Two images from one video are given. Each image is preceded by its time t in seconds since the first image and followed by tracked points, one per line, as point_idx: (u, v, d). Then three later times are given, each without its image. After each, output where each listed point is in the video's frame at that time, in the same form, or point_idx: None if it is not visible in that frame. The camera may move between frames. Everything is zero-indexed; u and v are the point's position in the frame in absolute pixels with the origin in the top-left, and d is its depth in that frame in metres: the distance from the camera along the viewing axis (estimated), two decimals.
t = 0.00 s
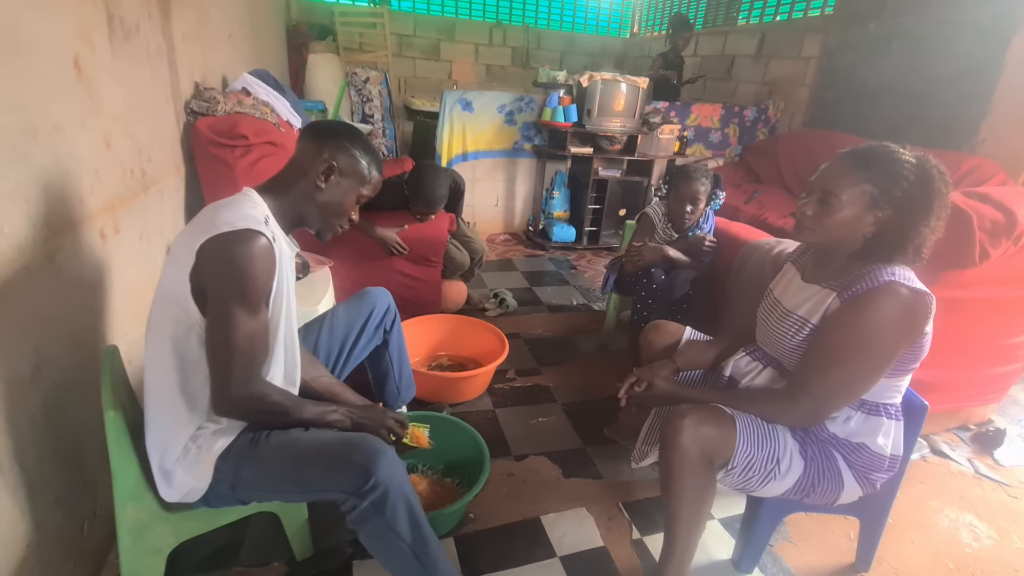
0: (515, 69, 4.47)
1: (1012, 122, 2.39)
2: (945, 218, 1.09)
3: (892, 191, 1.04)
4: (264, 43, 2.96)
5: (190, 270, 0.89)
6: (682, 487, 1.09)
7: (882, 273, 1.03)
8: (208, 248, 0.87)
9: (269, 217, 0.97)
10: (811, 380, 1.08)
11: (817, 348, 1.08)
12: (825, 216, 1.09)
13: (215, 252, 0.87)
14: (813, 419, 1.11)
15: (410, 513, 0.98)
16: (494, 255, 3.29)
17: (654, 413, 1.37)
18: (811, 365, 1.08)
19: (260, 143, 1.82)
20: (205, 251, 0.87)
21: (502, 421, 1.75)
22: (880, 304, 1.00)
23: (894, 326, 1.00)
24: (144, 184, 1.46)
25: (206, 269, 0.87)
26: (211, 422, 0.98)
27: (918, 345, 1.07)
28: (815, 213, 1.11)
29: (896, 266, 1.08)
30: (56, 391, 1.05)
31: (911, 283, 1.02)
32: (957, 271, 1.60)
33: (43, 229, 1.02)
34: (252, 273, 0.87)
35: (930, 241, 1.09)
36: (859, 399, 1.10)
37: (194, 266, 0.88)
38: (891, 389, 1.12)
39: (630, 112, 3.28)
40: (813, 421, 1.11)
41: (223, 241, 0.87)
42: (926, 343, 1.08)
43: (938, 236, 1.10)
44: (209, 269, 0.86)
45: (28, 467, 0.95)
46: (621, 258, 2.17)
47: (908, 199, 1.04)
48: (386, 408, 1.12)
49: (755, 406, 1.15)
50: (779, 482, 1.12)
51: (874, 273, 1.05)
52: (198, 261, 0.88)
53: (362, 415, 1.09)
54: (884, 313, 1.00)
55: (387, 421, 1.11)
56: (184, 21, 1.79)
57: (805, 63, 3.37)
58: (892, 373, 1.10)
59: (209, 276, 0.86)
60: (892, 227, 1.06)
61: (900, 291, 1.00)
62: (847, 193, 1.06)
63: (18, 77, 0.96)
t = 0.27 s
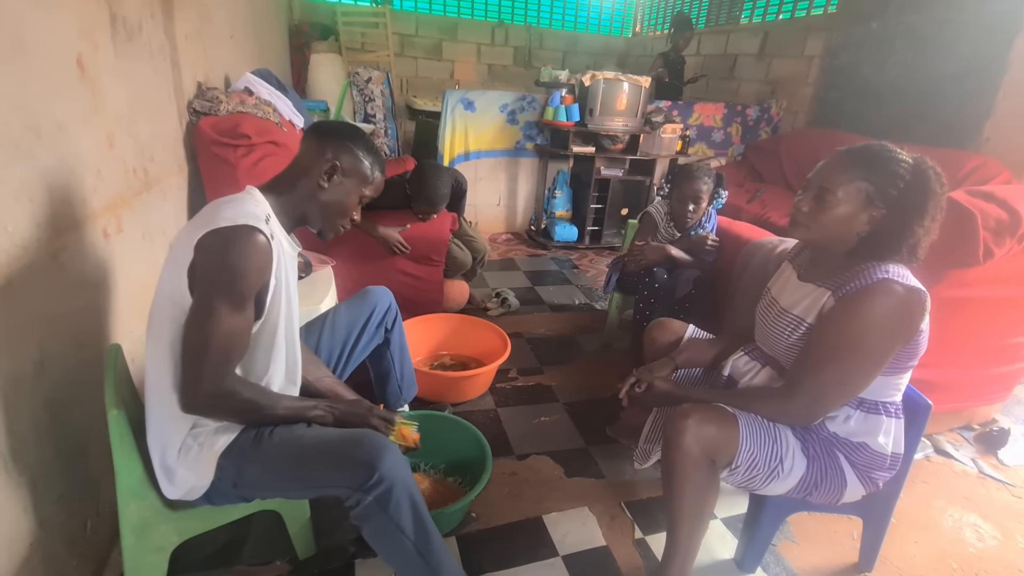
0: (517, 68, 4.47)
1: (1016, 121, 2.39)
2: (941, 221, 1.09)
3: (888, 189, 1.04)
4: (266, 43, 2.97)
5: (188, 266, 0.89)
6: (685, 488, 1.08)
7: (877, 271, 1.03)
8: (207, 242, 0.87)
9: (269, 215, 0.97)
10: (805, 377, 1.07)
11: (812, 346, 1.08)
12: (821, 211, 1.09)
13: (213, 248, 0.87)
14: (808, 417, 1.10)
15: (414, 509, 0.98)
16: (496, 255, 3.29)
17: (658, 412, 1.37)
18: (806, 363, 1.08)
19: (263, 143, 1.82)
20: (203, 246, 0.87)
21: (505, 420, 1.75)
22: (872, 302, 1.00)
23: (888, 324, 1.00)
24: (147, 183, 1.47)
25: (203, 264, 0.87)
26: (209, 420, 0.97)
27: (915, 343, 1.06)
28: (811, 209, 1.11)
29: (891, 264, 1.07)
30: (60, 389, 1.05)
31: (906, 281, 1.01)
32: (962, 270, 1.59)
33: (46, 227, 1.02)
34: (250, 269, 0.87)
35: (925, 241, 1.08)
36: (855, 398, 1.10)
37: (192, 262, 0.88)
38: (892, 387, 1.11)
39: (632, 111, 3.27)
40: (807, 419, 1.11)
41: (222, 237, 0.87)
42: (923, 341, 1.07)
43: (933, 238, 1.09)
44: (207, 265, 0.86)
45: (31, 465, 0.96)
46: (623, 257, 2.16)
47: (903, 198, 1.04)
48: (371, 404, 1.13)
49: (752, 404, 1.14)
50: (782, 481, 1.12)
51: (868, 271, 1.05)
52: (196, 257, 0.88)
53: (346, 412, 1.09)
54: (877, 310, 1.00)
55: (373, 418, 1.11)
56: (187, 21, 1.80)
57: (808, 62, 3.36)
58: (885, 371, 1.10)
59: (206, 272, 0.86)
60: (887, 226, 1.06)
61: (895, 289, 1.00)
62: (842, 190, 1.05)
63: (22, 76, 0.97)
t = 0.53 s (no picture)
0: (520, 68, 4.47)
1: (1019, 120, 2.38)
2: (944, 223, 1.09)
3: (890, 187, 1.04)
4: (269, 43, 2.97)
5: (191, 267, 0.90)
6: (690, 490, 1.08)
7: (881, 271, 1.03)
8: (209, 241, 0.87)
9: (270, 213, 0.97)
10: (810, 380, 1.07)
11: (816, 348, 1.08)
12: (822, 205, 1.09)
13: (216, 247, 0.86)
14: (813, 419, 1.10)
15: (416, 509, 0.98)
16: (498, 255, 3.29)
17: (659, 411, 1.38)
18: (811, 366, 1.08)
19: (265, 143, 1.82)
20: (206, 245, 0.87)
21: (506, 420, 1.75)
22: (877, 303, 1.00)
23: (893, 325, 0.99)
24: (150, 182, 1.47)
25: (206, 263, 0.86)
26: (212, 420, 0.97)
27: (919, 343, 1.06)
28: (813, 204, 1.11)
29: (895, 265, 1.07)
30: (63, 388, 1.06)
31: (910, 282, 1.01)
32: (965, 270, 1.58)
33: (49, 226, 1.02)
34: (253, 269, 0.87)
35: (927, 243, 1.08)
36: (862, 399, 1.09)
37: (195, 262, 0.88)
38: (897, 387, 1.11)
39: (635, 111, 3.27)
40: (812, 422, 1.10)
41: (224, 236, 0.87)
42: (928, 340, 1.07)
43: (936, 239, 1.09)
44: (209, 264, 0.86)
45: (35, 463, 0.96)
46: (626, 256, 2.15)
47: (904, 198, 1.05)
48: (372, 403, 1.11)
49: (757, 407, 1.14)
50: (788, 483, 1.12)
51: (872, 271, 1.04)
52: (198, 256, 0.87)
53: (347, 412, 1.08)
54: (882, 312, 0.99)
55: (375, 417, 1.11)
56: (190, 21, 1.80)
57: (811, 61, 3.36)
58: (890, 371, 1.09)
59: (210, 272, 0.86)
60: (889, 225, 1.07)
61: (899, 290, 1.00)
62: (846, 185, 1.06)
63: (25, 76, 0.97)
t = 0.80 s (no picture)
0: (522, 68, 4.47)
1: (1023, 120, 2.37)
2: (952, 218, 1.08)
3: (892, 182, 1.04)
4: (272, 43, 2.98)
5: (185, 265, 0.90)
6: (694, 491, 1.08)
7: (891, 275, 1.03)
8: (204, 241, 0.88)
9: (267, 213, 0.97)
10: (824, 385, 1.07)
11: (829, 353, 1.08)
12: (824, 202, 1.10)
13: (210, 246, 0.87)
14: (827, 426, 1.09)
15: (416, 508, 0.98)
16: (500, 255, 3.29)
17: (659, 412, 1.40)
18: (824, 371, 1.07)
19: (268, 142, 1.83)
20: (201, 245, 0.88)
21: (508, 420, 1.75)
22: (888, 308, 1.00)
23: (905, 330, 0.99)
24: (153, 182, 1.48)
25: (201, 263, 0.87)
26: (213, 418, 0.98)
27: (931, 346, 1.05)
28: (815, 202, 1.12)
29: (907, 267, 1.06)
30: (66, 387, 1.06)
31: (921, 285, 1.01)
32: (968, 270, 1.58)
33: (53, 225, 1.03)
34: (249, 267, 0.87)
35: (936, 237, 1.06)
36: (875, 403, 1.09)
37: (191, 261, 0.89)
38: (903, 391, 1.11)
39: (637, 111, 3.27)
40: (825, 428, 1.09)
41: (219, 235, 0.87)
42: (939, 343, 1.07)
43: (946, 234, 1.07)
44: (205, 265, 0.87)
45: (38, 461, 0.96)
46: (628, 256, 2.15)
47: (907, 194, 1.05)
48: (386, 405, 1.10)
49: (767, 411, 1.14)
50: (791, 488, 1.13)
51: (881, 275, 1.05)
52: (194, 255, 0.88)
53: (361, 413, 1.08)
54: (894, 318, 0.99)
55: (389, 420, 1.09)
56: (193, 21, 1.80)
57: (814, 61, 3.35)
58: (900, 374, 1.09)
59: (211, 272, 0.86)
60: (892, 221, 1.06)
61: (910, 295, 1.00)
62: (846, 182, 1.07)
63: (30, 76, 0.98)
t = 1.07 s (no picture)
0: (524, 68, 4.47)
1: None
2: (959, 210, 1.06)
3: (887, 176, 1.05)
4: (275, 44, 2.98)
5: (185, 265, 0.90)
6: (697, 492, 1.08)
7: (903, 275, 1.02)
8: (204, 240, 0.88)
9: (267, 212, 0.98)
10: (832, 379, 1.04)
11: (839, 349, 1.06)
12: (823, 204, 1.12)
13: (211, 243, 0.87)
14: (830, 422, 1.07)
15: (420, 504, 0.98)
16: (502, 255, 3.29)
17: (658, 412, 1.39)
18: (831, 366, 1.05)
19: (270, 142, 1.83)
20: (201, 244, 0.88)
21: (510, 420, 1.75)
22: (903, 311, 0.99)
23: (913, 331, 0.99)
24: (156, 182, 1.48)
25: (200, 262, 0.87)
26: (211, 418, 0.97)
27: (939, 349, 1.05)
28: (814, 205, 1.15)
29: (920, 266, 1.06)
30: (69, 386, 1.06)
31: (933, 286, 1.00)
32: (971, 271, 1.58)
33: (57, 225, 1.03)
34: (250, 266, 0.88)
35: (943, 226, 1.04)
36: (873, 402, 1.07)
37: (191, 260, 0.89)
38: (910, 391, 1.11)
39: (639, 111, 3.27)
40: (827, 426, 1.07)
41: (219, 234, 0.87)
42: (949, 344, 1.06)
43: (952, 227, 1.06)
44: (204, 263, 0.86)
45: (42, 459, 0.97)
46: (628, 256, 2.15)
47: (905, 187, 1.05)
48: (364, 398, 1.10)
49: (767, 403, 1.11)
50: (793, 491, 1.13)
51: (892, 275, 1.04)
52: (194, 255, 0.88)
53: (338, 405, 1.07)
54: (907, 321, 0.99)
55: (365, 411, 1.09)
56: (196, 21, 1.81)
57: (816, 61, 3.34)
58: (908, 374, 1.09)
59: (213, 272, 0.86)
60: (891, 215, 1.06)
61: (922, 295, 0.99)
62: (842, 182, 1.09)
63: (33, 76, 0.98)
